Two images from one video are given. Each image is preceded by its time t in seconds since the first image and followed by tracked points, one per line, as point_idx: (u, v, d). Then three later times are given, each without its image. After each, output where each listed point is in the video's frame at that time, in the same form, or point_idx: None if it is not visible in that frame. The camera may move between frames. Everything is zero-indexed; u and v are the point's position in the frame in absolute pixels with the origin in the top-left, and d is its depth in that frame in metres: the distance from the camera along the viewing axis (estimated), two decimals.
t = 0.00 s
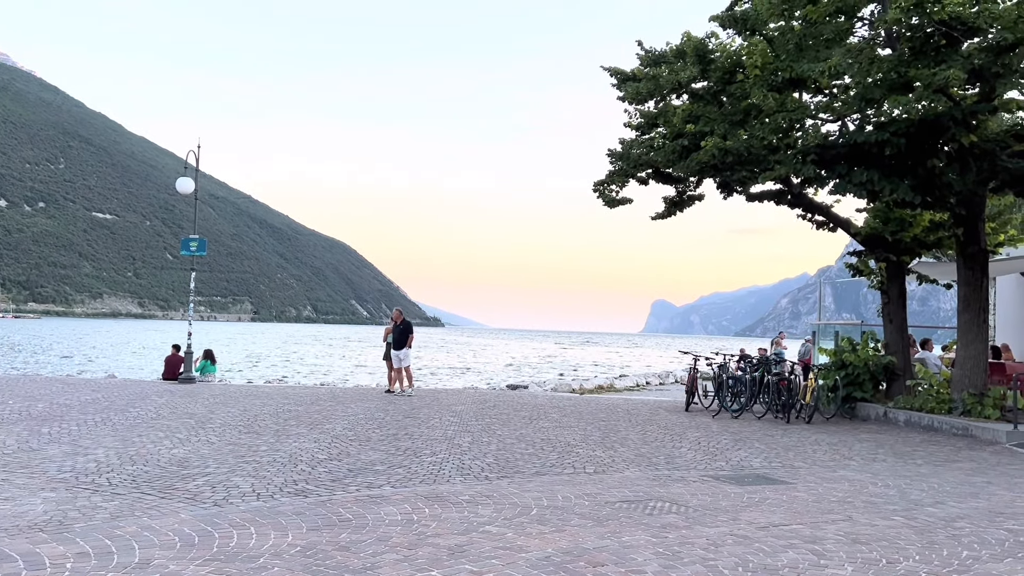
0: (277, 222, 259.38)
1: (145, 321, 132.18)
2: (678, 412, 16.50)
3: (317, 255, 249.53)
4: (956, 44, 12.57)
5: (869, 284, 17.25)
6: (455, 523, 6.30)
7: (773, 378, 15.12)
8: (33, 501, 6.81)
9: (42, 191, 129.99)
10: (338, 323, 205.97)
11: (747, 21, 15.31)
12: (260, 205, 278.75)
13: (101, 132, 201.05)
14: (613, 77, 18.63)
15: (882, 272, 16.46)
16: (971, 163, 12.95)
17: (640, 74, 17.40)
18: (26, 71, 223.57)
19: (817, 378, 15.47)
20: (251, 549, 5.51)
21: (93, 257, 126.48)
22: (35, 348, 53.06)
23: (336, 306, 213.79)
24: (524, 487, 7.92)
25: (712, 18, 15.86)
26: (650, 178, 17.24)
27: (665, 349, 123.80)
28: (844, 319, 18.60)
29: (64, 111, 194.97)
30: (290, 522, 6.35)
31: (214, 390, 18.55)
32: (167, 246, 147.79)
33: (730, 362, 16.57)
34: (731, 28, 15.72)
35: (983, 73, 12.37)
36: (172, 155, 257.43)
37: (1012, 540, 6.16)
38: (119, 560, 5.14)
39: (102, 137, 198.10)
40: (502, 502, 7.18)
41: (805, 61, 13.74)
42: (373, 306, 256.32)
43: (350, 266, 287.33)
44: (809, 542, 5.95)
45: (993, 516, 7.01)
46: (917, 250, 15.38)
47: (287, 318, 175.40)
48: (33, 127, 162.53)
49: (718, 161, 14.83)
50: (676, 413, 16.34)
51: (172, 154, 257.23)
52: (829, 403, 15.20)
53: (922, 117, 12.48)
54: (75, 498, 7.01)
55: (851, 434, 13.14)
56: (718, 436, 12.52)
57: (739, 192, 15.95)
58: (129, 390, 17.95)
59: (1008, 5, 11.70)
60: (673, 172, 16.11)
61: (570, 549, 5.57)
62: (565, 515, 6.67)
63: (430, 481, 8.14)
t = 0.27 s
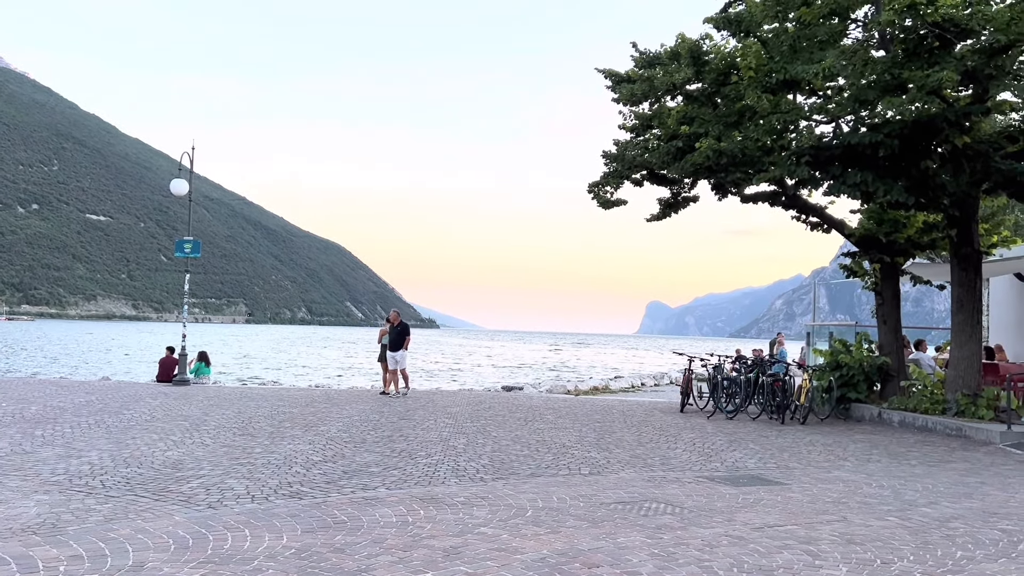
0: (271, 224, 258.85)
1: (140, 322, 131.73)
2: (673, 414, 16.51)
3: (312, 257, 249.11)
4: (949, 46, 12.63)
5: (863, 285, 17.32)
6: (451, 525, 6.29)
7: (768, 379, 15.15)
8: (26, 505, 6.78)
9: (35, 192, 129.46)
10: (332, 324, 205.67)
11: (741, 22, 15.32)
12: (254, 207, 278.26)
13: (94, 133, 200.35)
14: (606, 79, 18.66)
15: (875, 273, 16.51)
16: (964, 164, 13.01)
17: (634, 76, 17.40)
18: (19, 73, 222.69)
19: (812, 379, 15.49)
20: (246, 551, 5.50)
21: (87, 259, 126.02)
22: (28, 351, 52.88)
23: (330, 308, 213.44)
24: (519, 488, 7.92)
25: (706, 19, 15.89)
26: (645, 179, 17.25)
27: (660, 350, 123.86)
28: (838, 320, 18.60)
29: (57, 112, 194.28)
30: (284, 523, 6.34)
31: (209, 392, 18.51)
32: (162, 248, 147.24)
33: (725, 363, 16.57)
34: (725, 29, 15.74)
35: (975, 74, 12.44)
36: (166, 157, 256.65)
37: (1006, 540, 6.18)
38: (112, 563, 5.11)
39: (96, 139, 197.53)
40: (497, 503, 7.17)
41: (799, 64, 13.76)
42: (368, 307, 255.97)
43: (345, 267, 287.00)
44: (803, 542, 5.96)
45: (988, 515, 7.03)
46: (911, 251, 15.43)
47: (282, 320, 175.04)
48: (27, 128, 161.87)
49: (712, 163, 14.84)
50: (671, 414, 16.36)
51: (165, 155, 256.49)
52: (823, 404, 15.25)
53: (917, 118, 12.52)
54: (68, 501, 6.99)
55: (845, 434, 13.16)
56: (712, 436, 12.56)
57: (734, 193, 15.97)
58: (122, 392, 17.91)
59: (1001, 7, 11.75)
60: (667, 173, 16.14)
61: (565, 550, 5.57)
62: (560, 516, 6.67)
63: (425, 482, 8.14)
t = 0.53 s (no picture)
0: (267, 226, 258.40)
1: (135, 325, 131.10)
2: (670, 415, 16.52)
3: (308, 259, 248.69)
4: (943, 48, 12.67)
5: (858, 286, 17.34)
6: (446, 527, 6.28)
7: (764, 381, 15.17)
8: (21, 507, 6.76)
9: (30, 194, 129.02)
10: (329, 327, 205.33)
11: (736, 25, 15.35)
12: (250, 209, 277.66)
13: (89, 135, 199.78)
14: (603, 81, 18.67)
15: (871, 274, 16.53)
16: (959, 165, 13.04)
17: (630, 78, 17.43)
18: (14, 75, 222.00)
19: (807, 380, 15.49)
20: (242, 553, 5.49)
21: (82, 261, 125.54)
22: (22, 353, 52.67)
23: (327, 310, 213.04)
24: (516, 489, 7.92)
25: (701, 21, 15.92)
26: (641, 181, 17.26)
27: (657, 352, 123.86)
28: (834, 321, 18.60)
29: (52, 114, 193.73)
30: (280, 526, 6.33)
31: (205, 395, 18.48)
32: (157, 250, 146.75)
33: (721, 364, 16.58)
34: (720, 31, 15.77)
35: (969, 76, 12.49)
36: (161, 159, 256.02)
37: (1001, 540, 6.20)
38: (108, 566, 5.10)
39: (91, 141, 196.96)
40: (494, 505, 7.16)
41: (794, 65, 13.79)
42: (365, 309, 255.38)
43: (341, 270, 286.53)
44: (799, 543, 5.96)
45: (984, 516, 7.05)
46: (906, 252, 15.46)
47: (278, 322, 174.66)
48: (21, 130, 161.29)
49: (708, 165, 14.84)
50: (667, 415, 16.37)
51: (161, 158, 255.88)
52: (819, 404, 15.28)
53: (911, 120, 12.55)
54: (63, 503, 6.96)
55: (841, 435, 13.18)
56: (709, 438, 12.57)
57: (730, 195, 15.98)
58: (119, 394, 17.87)
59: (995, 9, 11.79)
60: (663, 175, 16.16)
61: (562, 552, 5.56)
62: (557, 518, 6.66)
63: (421, 485, 8.12)
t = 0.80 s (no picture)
0: (264, 228, 258.05)
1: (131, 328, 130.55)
2: (667, 417, 16.51)
3: (305, 261, 248.44)
4: (939, 50, 12.69)
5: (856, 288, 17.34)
6: (443, 530, 6.28)
7: (761, 382, 15.20)
8: (17, 511, 6.74)
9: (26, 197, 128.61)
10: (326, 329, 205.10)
11: (733, 26, 15.36)
12: (247, 212, 277.32)
13: (85, 138, 199.34)
14: (600, 83, 18.68)
15: (867, 275, 16.58)
16: (956, 167, 13.05)
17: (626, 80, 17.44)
18: (10, 77, 221.59)
19: (805, 381, 15.51)
20: (238, 556, 5.48)
21: (79, 264, 125.09)
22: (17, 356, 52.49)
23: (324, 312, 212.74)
24: (513, 492, 7.91)
25: (699, 23, 15.93)
26: (638, 183, 17.27)
27: (654, 354, 123.89)
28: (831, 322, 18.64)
29: (49, 116, 193.33)
30: (277, 528, 6.32)
31: (202, 397, 18.43)
32: (154, 252, 146.40)
33: (718, 366, 16.60)
34: (718, 33, 15.77)
35: (966, 78, 12.51)
36: (158, 162, 255.74)
37: (999, 541, 6.21)
38: (105, 569, 5.10)
39: (87, 142, 196.61)
40: (491, 507, 7.16)
41: (791, 67, 13.79)
42: (362, 311, 255.01)
43: (338, 272, 286.20)
44: (797, 546, 5.96)
45: (981, 517, 7.06)
46: (903, 253, 15.49)
47: (275, 324, 174.34)
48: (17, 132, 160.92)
49: (706, 165, 14.82)
50: (664, 417, 16.36)
51: (158, 160, 255.56)
52: (816, 406, 15.31)
53: (907, 121, 12.56)
54: (60, 507, 6.95)
55: (838, 437, 13.19)
56: (706, 440, 12.58)
57: (727, 197, 15.99)
58: (115, 397, 17.82)
59: (991, 11, 11.80)
60: (660, 176, 16.18)
61: (560, 555, 5.56)
62: (554, 521, 6.65)
63: (419, 487, 8.11)
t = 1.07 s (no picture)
0: (262, 230, 257.82)
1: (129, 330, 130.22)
2: (665, 419, 16.51)
3: (303, 263, 248.32)
4: (936, 52, 12.71)
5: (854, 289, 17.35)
6: (441, 532, 6.27)
7: (759, 384, 15.23)
8: (15, 514, 6.73)
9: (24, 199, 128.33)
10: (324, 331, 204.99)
11: (731, 29, 15.37)
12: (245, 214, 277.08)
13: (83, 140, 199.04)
14: (598, 85, 18.70)
15: (865, 277, 16.58)
16: (953, 169, 13.06)
17: (624, 82, 17.46)
18: (8, 79, 221.24)
19: (803, 383, 15.53)
20: (237, 559, 5.48)
21: (77, 266, 124.76)
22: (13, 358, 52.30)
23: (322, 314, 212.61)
24: (511, 494, 7.91)
25: (697, 25, 15.95)
26: (636, 185, 17.28)
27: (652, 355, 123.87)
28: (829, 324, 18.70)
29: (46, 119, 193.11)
30: (275, 531, 6.32)
31: (200, 400, 18.41)
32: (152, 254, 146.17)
33: (716, 368, 16.61)
34: (715, 35, 15.79)
35: (964, 80, 12.53)
36: (156, 164, 255.48)
37: (997, 543, 6.21)
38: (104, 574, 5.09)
39: (85, 145, 196.33)
40: (490, 510, 7.15)
41: (789, 69, 13.81)
42: (360, 313, 254.85)
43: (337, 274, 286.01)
44: (797, 547, 5.96)
45: (979, 519, 7.07)
46: (900, 255, 15.52)
47: (273, 326, 174.11)
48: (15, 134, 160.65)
49: (703, 168, 14.82)
50: (663, 419, 16.35)
51: (155, 162, 255.31)
52: (814, 408, 15.32)
53: (904, 123, 12.58)
54: (58, 510, 6.94)
55: (836, 438, 13.21)
56: (704, 441, 12.59)
57: (725, 198, 16.00)
58: (113, 400, 17.79)
59: (988, 13, 11.82)
60: (658, 178, 16.16)
61: (558, 557, 5.55)
62: (552, 523, 6.66)
63: (417, 490, 8.11)
